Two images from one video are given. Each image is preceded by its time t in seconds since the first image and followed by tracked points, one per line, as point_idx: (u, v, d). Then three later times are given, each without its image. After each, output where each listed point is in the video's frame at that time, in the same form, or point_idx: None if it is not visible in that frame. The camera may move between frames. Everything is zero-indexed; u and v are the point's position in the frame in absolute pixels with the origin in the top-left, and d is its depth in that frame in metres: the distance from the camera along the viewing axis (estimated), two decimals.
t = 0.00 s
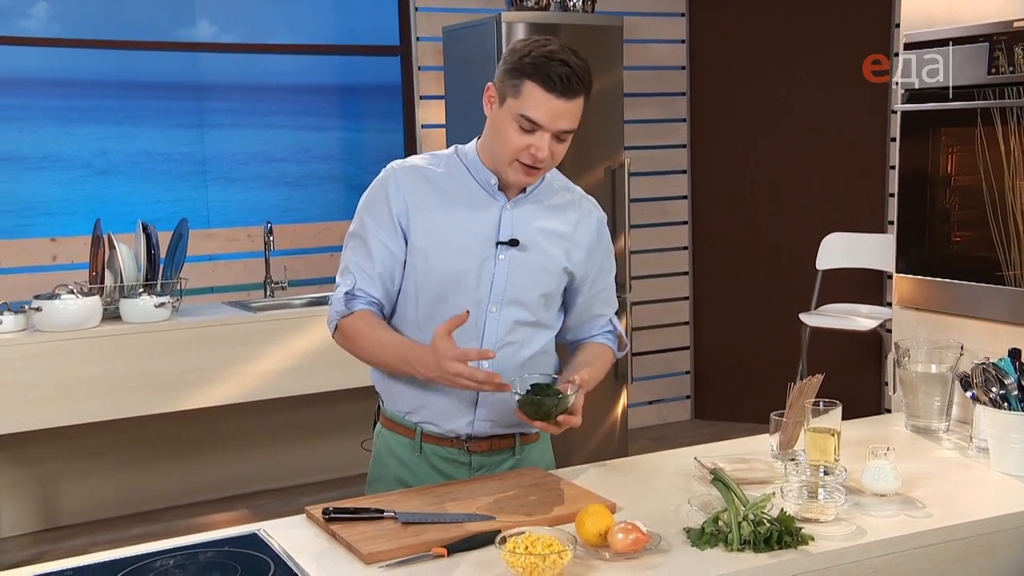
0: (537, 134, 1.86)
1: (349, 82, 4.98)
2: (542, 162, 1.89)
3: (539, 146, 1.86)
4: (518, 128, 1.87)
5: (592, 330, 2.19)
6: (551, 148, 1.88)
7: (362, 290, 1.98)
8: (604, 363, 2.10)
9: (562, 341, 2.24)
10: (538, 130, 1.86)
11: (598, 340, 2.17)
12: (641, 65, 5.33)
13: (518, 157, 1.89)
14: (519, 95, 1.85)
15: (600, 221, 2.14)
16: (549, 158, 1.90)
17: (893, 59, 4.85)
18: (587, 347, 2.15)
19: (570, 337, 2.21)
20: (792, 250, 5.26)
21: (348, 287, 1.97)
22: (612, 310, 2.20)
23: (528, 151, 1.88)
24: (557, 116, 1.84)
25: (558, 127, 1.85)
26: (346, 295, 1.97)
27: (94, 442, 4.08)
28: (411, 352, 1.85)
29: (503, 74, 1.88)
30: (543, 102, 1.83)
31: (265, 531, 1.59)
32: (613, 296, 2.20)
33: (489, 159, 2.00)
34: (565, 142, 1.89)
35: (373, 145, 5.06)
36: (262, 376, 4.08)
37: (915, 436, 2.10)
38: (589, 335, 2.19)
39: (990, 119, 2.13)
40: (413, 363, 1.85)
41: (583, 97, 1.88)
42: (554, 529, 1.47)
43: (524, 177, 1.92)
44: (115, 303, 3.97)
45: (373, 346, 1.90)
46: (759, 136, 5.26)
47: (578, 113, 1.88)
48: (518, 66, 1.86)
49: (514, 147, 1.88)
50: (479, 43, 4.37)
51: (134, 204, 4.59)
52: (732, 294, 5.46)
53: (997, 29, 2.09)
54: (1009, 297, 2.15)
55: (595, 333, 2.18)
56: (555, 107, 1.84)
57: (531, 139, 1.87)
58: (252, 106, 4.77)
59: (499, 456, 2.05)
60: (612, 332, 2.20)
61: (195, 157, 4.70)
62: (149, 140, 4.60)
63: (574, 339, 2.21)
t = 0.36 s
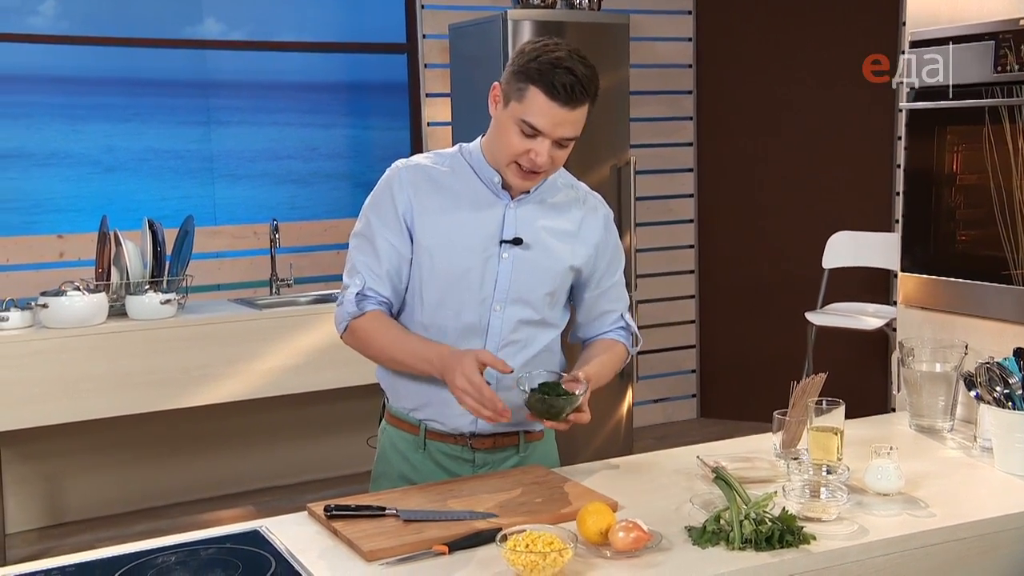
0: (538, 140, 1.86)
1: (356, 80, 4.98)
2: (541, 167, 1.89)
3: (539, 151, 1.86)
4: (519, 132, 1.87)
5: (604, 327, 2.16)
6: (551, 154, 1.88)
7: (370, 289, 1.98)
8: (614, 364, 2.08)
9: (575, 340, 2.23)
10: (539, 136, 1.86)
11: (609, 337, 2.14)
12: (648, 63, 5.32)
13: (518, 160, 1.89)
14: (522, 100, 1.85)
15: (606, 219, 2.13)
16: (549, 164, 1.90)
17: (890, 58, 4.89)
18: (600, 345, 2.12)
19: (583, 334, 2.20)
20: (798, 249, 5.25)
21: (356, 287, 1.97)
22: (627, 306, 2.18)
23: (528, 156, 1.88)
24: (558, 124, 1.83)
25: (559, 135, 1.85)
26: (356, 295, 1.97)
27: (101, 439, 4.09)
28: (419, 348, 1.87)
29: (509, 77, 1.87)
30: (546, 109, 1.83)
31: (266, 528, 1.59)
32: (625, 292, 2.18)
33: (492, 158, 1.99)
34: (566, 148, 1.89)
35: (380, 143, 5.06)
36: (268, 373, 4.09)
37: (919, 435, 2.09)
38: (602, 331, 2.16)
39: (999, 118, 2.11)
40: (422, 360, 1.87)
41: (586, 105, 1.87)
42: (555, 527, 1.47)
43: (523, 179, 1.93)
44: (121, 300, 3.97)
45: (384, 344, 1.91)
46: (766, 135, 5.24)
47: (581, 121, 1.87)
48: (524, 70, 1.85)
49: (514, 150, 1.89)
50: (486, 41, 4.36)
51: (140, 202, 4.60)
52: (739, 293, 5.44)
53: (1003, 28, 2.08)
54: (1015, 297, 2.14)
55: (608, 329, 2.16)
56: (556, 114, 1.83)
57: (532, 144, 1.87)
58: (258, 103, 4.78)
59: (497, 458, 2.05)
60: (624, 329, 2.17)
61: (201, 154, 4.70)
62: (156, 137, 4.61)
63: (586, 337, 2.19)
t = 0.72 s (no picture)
0: (534, 134, 1.86)
1: (354, 79, 4.98)
2: (537, 163, 1.89)
3: (535, 146, 1.86)
4: (517, 126, 1.87)
5: (604, 321, 2.16)
6: (547, 150, 1.88)
7: (370, 289, 1.97)
8: (614, 358, 2.08)
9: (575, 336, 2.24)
10: (535, 130, 1.86)
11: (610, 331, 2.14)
12: (646, 61, 5.32)
13: (514, 155, 1.89)
14: (520, 94, 1.85)
15: (602, 214, 2.14)
16: (545, 159, 1.90)
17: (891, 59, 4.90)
18: (600, 339, 2.12)
19: (582, 329, 2.20)
20: (796, 247, 5.25)
21: (355, 286, 1.96)
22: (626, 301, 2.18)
23: (525, 150, 1.88)
24: (555, 118, 1.83)
25: (557, 130, 1.85)
26: (355, 295, 1.96)
27: (99, 439, 4.09)
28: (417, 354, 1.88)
29: (507, 72, 1.88)
30: (543, 103, 1.83)
31: (262, 527, 1.59)
32: (625, 286, 2.18)
33: (490, 156, 1.99)
34: (562, 143, 1.89)
35: (378, 142, 5.06)
36: (266, 372, 4.09)
37: (915, 433, 2.10)
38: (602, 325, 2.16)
39: (995, 116, 2.12)
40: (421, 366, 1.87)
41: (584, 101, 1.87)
42: (551, 526, 1.47)
43: (519, 175, 1.93)
44: (118, 299, 3.96)
45: (382, 343, 1.91)
46: (763, 133, 5.24)
47: (578, 116, 1.87)
48: (523, 64, 1.85)
49: (511, 145, 1.89)
50: (484, 41, 4.36)
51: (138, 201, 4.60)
52: (737, 292, 5.45)
53: (998, 25, 2.09)
54: (1012, 294, 2.14)
55: (609, 322, 2.15)
56: (554, 108, 1.83)
57: (528, 138, 1.86)
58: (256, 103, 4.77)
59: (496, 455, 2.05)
60: (625, 323, 2.15)
61: (199, 154, 4.70)
62: (153, 137, 4.61)
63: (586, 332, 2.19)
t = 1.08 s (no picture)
0: (516, 100, 1.88)
1: (349, 81, 4.98)
2: (521, 130, 1.89)
3: (517, 112, 1.88)
4: (499, 97, 1.89)
5: (601, 322, 2.17)
6: (530, 116, 1.88)
7: (366, 279, 1.94)
8: (614, 359, 2.08)
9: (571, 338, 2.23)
10: (517, 97, 1.88)
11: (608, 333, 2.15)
12: (640, 63, 5.33)
13: (498, 126, 1.90)
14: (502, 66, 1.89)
15: (600, 214, 2.14)
16: (530, 130, 1.90)
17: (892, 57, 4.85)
18: (597, 341, 2.13)
19: (580, 331, 2.20)
20: (791, 248, 5.26)
21: (351, 276, 1.93)
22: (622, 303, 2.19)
23: (508, 119, 1.89)
24: (536, 82, 1.86)
25: (538, 93, 1.86)
26: (350, 285, 1.92)
27: (94, 441, 4.09)
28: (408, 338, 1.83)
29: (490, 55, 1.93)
30: (522, 66, 1.86)
31: (257, 529, 1.59)
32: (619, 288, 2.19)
33: (487, 152, 2.00)
34: (547, 113, 1.90)
35: (372, 144, 5.06)
36: (260, 374, 4.08)
37: (909, 433, 2.10)
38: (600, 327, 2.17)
39: (988, 117, 2.12)
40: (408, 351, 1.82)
41: (566, 70, 1.90)
42: (545, 527, 1.47)
43: (505, 150, 1.92)
44: (112, 302, 3.96)
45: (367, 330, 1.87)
46: (758, 134, 5.25)
47: (559, 84, 1.90)
48: (502, 42, 1.91)
49: (496, 117, 1.90)
50: (478, 42, 4.37)
51: (132, 203, 4.59)
52: (732, 293, 5.45)
53: (990, 27, 2.10)
54: (1004, 296, 2.15)
55: (607, 324, 2.17)
56: (535, 73, 1.86)
57: (510, 105, 1.88)
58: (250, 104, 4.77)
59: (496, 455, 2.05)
60: (620, 324, 2.18)
61: (194, 156, 4.70)
62: (148, 138, 4.60)
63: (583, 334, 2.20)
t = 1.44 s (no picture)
0: (545, 129, 1.86)
1: (350, 81, 4.98)
2: (546, 157, 1.89)
3: (547, 141, 1.87)
4: (526, 122, 1.87)
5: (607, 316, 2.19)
6: (556, 143, 1.88)
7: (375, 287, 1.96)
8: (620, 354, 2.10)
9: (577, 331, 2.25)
10: (547, 126, 1.86)
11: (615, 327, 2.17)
12: (641, 63, 5.33)
13: (524, 151, 1.89)
14: (527, 90, 1.85)
15: (603, 210, 2.14)
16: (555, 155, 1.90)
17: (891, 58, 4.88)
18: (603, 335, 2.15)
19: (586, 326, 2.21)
20: (793, 248, 5.26)
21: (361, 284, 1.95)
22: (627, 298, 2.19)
23: (536, 146, 1.88)
24: (567, 112, 1.84)
25: (565, 123, 1.85)
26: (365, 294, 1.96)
27: (96, 441, 4.09)
28: (456, 364, 1.87)
29: (511, 71, 1.88)
30: (554, 97, 1.83)
31: (262, 529, 1.59)
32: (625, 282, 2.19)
33: (492, 153, 2.00)
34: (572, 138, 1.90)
35: (374, 144, 5.06)
36: (263, 375, 4.08)
37: (913, 433, 2.10)
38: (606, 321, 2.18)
39: (990, 117, 2.12)
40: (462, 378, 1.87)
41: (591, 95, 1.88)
42: (550, 527, 1.47)
43: (528, 172, 1.92)
44: (115, 302, 3.96)
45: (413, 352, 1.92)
46: (760, 135, 5.25)
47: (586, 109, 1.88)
48: (528, 62, 1.85)
49: (520, 141, 1.88)
50: (480, 42, 4.37)
51: (134, 204, 4.59)
52: (734, 293, 5.45)
53: (993, 26, 2.10)
54: (1007, 295, 2.15)
55: (613, 319, 2.18)
56: (562, 103, 1.84)
57: (539, 134, 1.86)
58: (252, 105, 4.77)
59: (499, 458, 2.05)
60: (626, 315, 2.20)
61: (195, 156, 4.70)
62: (150, 139, 4.61)
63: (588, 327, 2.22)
